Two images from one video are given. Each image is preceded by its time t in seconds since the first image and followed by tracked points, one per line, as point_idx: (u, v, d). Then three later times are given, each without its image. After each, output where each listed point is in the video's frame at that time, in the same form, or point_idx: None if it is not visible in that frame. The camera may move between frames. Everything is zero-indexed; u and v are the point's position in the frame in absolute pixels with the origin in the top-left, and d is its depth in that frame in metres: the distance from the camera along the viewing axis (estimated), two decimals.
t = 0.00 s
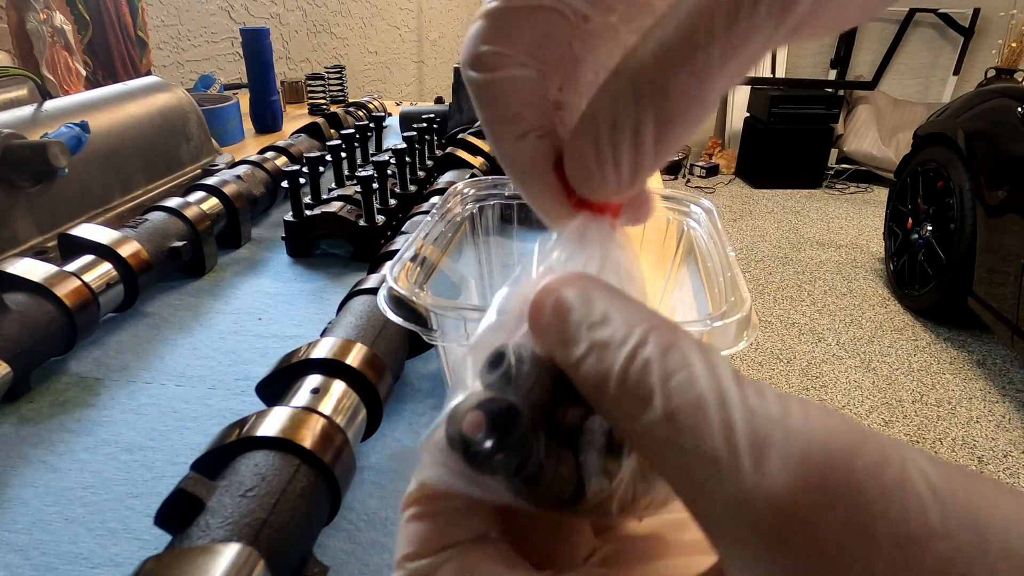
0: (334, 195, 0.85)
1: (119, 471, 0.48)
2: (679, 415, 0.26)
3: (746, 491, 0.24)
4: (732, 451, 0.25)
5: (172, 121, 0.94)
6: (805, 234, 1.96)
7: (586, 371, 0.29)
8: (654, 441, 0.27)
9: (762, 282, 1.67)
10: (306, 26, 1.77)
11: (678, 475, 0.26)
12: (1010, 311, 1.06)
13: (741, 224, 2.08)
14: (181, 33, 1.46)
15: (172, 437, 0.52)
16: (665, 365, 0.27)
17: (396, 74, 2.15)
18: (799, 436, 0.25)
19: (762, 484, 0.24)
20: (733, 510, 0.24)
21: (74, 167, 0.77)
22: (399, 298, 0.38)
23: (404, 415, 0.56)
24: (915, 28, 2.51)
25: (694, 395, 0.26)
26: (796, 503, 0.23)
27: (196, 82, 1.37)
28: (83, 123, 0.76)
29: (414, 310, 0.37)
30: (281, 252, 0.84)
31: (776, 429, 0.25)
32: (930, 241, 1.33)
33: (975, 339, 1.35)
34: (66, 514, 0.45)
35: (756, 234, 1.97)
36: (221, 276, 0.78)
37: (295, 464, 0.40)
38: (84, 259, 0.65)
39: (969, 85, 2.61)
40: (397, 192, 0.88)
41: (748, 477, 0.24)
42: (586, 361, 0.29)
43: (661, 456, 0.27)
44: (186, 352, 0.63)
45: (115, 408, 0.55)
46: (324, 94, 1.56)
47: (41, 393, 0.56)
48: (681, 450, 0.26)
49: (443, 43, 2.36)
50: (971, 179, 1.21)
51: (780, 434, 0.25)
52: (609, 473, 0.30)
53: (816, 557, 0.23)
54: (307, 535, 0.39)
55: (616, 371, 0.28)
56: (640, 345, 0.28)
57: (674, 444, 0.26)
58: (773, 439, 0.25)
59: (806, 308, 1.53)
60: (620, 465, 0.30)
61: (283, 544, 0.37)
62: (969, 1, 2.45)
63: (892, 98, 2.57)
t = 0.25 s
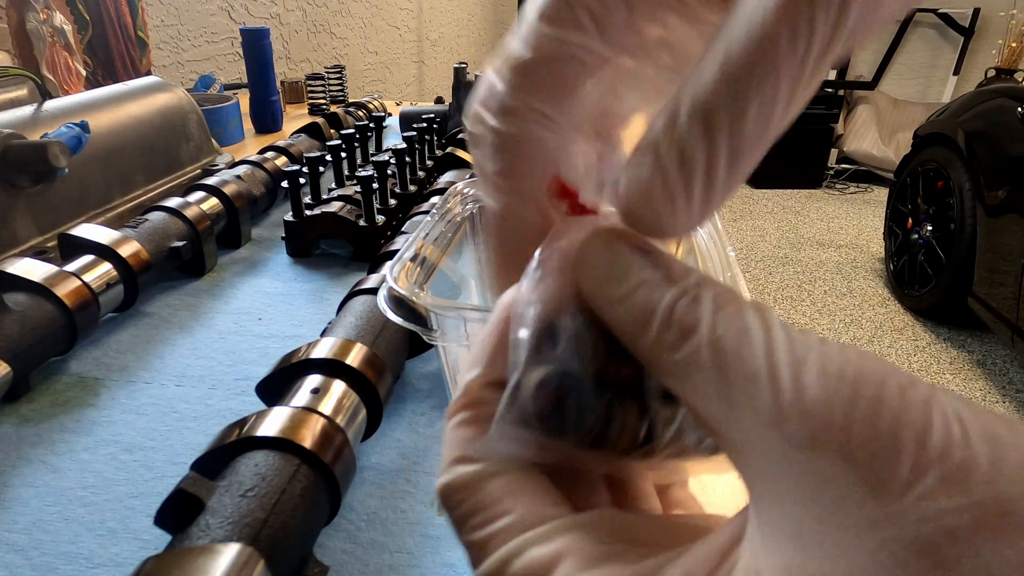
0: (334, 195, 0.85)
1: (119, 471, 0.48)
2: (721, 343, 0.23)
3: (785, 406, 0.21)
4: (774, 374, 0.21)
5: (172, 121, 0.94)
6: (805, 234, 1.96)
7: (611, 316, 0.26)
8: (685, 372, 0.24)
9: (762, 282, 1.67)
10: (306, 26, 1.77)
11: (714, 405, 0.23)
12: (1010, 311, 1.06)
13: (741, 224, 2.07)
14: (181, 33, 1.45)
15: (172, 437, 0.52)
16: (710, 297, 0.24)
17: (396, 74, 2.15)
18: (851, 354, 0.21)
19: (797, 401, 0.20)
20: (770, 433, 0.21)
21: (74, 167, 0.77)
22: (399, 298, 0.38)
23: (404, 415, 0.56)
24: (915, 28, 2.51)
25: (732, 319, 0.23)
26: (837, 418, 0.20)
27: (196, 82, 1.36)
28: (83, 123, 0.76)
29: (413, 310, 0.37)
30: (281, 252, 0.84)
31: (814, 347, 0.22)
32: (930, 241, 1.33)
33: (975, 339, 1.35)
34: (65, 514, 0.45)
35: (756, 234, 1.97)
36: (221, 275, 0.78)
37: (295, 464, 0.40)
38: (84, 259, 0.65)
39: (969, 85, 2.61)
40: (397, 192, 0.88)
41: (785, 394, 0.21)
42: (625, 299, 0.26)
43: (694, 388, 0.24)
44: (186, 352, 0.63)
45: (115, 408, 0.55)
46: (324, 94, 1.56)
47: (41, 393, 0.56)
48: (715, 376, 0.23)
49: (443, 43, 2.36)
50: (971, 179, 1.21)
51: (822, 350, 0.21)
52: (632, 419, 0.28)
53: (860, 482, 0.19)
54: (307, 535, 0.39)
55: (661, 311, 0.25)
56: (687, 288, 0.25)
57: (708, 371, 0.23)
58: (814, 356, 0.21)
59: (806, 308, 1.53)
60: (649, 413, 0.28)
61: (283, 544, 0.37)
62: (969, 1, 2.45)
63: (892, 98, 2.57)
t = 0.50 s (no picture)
0: (334, 195, 0.85)
1: (119, 471, 0.48)
2: (772, 317, 0.18)
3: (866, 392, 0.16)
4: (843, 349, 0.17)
5: (172, 121, 0.94)
6: (805, 235, 1.96)
7: (629, 309, 0.21)
8: (729, 351, 0.19)
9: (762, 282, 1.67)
10: (306, 26, 1.77)
11: (758, 387, 0.19)
12: (1010, 311, 1.06)
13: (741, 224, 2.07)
14: (182, 33, 1.45)
15: (172, 437, 0.52)
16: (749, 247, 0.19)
17: (396, 74, 2.15)
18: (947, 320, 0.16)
19: (886, 383, 0.16)
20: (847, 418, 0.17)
21: (74, 167, 0.77)
22: (399, 298, 0.38)
23: (404, 415, 0.56)
24: (915, 28, 2.51)
25: (788, 275, 0.18)
26: (930, 402, 0.16)
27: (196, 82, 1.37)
28: (83, 123, 0.76)
29: (414, 310, 0.37)
30: (281, 252, 0.84)
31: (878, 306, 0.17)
32: (930, 241, 1.32)
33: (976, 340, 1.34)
34: (65, 514, 0.45)
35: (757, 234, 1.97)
36: (221, 275, 0.78)
37: (295, 464, 0.40)
38: (84, 259, 0.65)
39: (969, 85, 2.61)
40: (397, 192, 0.88)
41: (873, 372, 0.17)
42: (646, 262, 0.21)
43: (741, 364, 0.19)
44: (186, 353, 0.63)
45: (115, 408, 0.55)
46: (324, 94, 1.56)
47: (40, 393, 0.56)
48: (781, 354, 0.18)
49: (444, 43, 2.36)
50: (971, 179, 1.20)
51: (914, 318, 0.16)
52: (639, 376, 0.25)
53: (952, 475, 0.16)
54: (307, 535, 0.39)
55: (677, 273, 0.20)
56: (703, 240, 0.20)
57: (763, 346, 0.18)
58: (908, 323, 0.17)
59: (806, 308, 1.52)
60: (659, 359, 0.26)
61: (283, 544, 0.37)
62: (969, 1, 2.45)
63: (892, 98, 2.57)
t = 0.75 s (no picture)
0: (334, 195, 0.85)
1: (119, 471, 0.48)
2: (818, 254, 0.21)
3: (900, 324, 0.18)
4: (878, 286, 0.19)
5: (172, 120, 0.94)
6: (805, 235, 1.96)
7: (681, 242, 0.25)
8: (775, 287, 0.22)
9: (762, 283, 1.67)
10: (306, 26, 1.77)
11: (803, 318, 0.21)
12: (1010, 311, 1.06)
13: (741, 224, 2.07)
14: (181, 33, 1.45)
15: (171, 437, 0.52)
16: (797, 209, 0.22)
17: (396, 74, 2.15)
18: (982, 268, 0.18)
19: (916, 319, 0.18)
20: (882, 353, 0.19)
21: (74, 167, 0.77)
22: (399, 298, 0.38)
23: (403, 415, 0.56)
24: (915, 28, 2.51)
25: (838, 230, 0.21)
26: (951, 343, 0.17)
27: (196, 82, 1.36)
28: (83, 123, 0.76)
29: (414, 309, 0.37)
30: (281, 252, 0.84)
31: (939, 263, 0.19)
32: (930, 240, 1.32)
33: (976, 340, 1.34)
34: (65, 514, 0.45)
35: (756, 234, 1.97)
36: (222, 275, 0.78)
37: (295, 464, 0.40)
38: (84, 259, 0.65)
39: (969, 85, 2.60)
40: (397, 192, 0.88)
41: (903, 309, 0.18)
42: (694, 215, 0.24)
43: (786, 301, 0.22)
44: (186, 352, 0.63)
45: (115, 408, 0.55)
46: (324, 94, 1.56)
47: (41, 393, 0.56)
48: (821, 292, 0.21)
49: (443, 42, 2.36)
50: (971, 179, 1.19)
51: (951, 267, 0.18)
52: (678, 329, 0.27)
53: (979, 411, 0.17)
54: (307, 535, 0.39)
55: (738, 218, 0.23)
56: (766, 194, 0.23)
57: (803, 293, 0.21)
58: (944, 272, 0.18)
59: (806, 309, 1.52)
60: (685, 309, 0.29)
61: (283, 544, 0.37)
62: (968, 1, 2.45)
63: (892, 98, 2.57)
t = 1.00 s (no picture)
0: (334, 195, 0.85)
1: (119, 471, 0.48)
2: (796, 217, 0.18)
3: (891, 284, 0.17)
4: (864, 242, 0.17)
5: (172, 121, 0.94)
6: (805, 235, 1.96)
7: (660, 230, 0.22)
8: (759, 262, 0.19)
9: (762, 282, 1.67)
10: (306, 26, 1.77)
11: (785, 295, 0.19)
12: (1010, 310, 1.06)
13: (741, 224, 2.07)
14: (182, 33, 1.45)
15: (171, 437, 0.52)
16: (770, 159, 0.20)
17: (396, 74, 2.15)
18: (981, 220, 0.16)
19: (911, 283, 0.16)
20: (870, 316, 0.17)
21: (74, 167, 0.77)
22: (399, 298, 0.38)
23: (404, 415, 0.56)
24: (915, 28, 2.51)
25: (813, 176, 0.19)
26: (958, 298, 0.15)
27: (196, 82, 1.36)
28: (83, 123, 0.76)
29: (414, 310, 0.37)
30: (281, 252, 0.84)
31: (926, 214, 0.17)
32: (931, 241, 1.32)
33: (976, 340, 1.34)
34: (65, 514, 0.45)
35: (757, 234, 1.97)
36: (222, 275, 0.78)
37: (295, 464, 0.40)
38: (84, 259, 0.65)
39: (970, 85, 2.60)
40: (397, 192, 0.88)
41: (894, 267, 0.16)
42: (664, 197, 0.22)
43: (766, 281, 0.19)
44: (186, 352, 0.63)
45: (115, 408, 0.55)
46: (324, 94, 1.56)
47: (40, 393, 0.56)
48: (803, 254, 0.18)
49: (443, 42, 2.36)
50: (971, 179, 1.18)
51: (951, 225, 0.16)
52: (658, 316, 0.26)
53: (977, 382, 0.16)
54: (308, 534, 0.39)
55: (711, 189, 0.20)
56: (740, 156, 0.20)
57: (787, 250, 0.19)
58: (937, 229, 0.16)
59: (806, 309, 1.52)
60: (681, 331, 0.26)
61: (283, 544, 0.37)
62: (969, 2, 2.45)
63: (892, 98, 2.57)
